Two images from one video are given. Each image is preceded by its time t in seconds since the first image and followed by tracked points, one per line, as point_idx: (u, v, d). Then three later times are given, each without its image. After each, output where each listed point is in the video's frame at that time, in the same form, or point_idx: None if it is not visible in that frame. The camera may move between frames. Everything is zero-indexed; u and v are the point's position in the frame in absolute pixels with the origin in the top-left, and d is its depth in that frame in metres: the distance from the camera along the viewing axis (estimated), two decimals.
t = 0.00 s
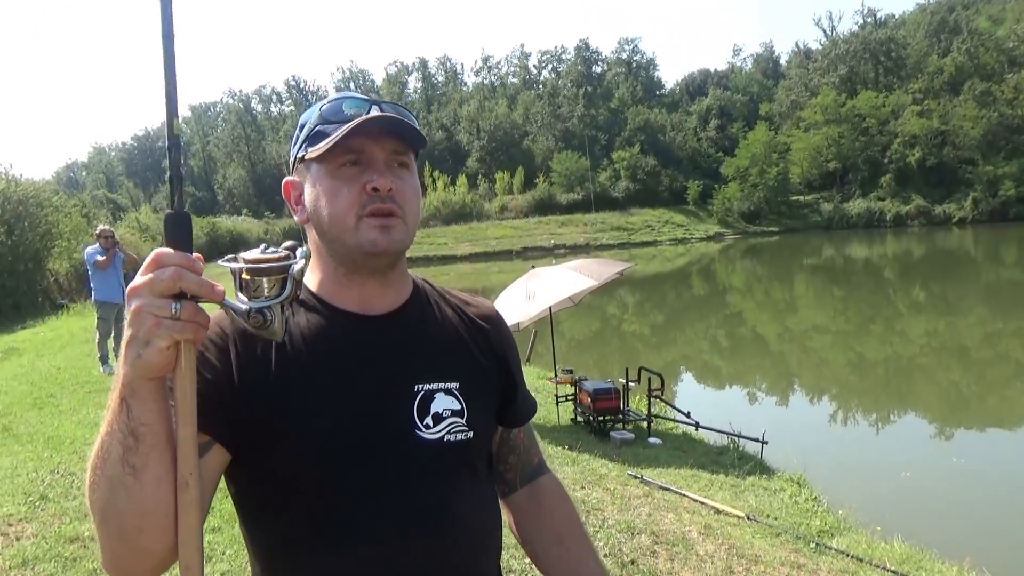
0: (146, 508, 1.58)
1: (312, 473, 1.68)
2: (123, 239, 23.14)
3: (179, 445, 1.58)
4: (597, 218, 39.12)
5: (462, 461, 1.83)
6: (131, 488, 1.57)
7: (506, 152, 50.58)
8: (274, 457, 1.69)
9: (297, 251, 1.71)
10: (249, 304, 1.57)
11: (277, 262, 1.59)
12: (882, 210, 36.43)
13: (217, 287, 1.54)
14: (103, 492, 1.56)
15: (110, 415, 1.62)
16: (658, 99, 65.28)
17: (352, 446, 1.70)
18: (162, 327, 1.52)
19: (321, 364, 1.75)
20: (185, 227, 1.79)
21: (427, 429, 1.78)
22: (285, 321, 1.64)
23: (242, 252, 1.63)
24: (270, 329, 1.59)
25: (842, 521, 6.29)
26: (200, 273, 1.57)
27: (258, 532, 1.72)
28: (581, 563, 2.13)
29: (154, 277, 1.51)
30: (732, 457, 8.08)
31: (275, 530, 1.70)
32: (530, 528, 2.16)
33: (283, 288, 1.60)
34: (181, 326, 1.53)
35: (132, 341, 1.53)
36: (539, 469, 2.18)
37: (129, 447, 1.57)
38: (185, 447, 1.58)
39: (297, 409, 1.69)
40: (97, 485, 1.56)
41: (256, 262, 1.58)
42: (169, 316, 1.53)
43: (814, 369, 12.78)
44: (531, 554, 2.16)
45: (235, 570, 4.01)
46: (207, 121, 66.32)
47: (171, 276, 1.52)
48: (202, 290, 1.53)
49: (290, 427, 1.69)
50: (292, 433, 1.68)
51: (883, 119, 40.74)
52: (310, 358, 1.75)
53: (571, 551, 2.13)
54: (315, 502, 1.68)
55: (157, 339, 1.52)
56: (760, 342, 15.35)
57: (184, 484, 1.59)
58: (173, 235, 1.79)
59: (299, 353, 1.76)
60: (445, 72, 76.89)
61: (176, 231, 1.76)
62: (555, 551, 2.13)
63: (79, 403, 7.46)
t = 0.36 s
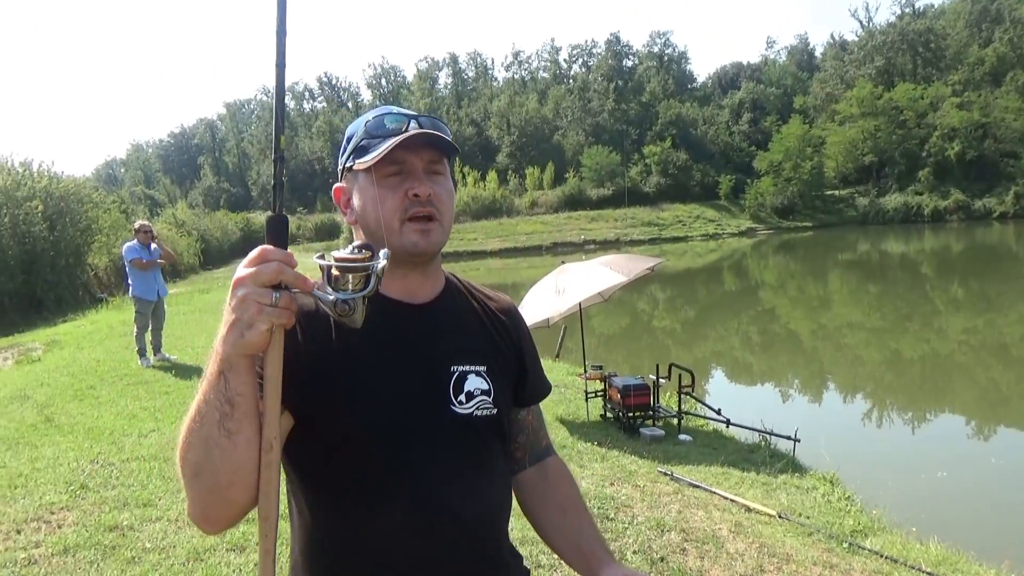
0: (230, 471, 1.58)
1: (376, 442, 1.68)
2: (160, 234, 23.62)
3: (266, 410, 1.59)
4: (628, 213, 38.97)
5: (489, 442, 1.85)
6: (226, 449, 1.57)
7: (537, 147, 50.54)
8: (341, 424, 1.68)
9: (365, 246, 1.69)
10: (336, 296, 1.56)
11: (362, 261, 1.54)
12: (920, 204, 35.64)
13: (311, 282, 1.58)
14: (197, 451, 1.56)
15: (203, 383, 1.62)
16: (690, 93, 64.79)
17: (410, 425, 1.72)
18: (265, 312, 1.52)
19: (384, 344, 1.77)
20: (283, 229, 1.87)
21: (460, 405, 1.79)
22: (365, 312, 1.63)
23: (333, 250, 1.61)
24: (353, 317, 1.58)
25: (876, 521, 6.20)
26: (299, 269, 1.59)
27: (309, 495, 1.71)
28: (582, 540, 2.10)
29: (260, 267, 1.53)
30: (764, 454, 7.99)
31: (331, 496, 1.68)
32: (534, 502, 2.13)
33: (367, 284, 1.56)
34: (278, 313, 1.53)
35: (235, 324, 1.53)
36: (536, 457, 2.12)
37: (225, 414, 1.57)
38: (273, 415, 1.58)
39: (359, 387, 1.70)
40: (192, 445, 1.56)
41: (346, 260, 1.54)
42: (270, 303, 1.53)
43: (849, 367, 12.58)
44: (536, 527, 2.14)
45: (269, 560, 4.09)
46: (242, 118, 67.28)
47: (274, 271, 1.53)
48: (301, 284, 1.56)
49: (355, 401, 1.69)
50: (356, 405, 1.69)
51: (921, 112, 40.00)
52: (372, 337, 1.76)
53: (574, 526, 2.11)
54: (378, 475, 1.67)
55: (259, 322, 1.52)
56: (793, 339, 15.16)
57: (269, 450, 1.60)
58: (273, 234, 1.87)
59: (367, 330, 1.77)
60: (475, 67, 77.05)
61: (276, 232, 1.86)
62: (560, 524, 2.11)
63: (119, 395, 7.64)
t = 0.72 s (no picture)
0: (241, 441, 1.56)
1: (389, 419, 1.67)
2: (173, 230, 23.75)
3: (282, 383, 1.56)
4: (639, 209, 38.85)
5: (492, 425, 1.87)
6: (240, 421, 1.55)
7: (548, 144, 50.47)
8: (358, 398, 1.65)
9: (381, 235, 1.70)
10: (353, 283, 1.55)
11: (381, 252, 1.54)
12: (935, 202, 35.29)
13: (329, 268, 1.56)
14: (215, 419, 1.54)
15: (223, 357, 1.60)
16: (703, 90, 64.52)
17: (423, 409, 1.71)
18: (286, 296, 1.51)
19: (397, 325, 1.76)
20: (307, 218, 1.84)
21: (468, 388, 1.80)
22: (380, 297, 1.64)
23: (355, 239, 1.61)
24: (368, 303, 1.58)
25: (885, 519, 6.17)
26: (320, 257, 1.59)
27: (321, 464, 1.68)
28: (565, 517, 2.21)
29: (284, 254, 1.52)
30: (773, 452, 7.97)
31: (343, 469, 1.65)
32: (519, 484, 2.22)
33: (383, 272, 1.56)
34: (300, 296, 1.52)
35: (259, 303, 1.51)
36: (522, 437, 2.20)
37: (243, 388, 1.55)
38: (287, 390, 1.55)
39: (376, 365, 1.68)
40: (210, 414, 1.54)
41: (365, 250, 1.55)
42: (292, 286, 1.51)
43: (861, 365, 12.51)
44: (521, 505, 2.23)
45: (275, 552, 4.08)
46: (254, 115, 67.56)
47: (296, 257, 1.53)
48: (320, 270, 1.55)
49: (371, 378, 1.67)
50: (372, 381, 1.67)
51: (936, 109, 39.68)
52: (388, 319, 1.75)
53: (560, 502, 2.22)
54: (393, 452, 1.66)
55: (280, 304, 1.51)
56: (805, 337, 15.08)
57: (282, 423, 1.57)
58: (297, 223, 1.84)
59: (386, 311, 1.76)
60: (487, 64, 77.01)
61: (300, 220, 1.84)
62: (548, 506, 2.21)
63: (130, 388, 7.70)
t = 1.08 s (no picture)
0: (230, 414, 1.53)
1: (382, 398, 1.66)
2: (167, 210, 23.64)
3: (272, 359, 1.53)
4: (635, 191, 38.76)
5: (484, 405, 1.86)
6: (229, 395, 1.52)
7: (544, 125, 50.22)
8: (350, 376, 1.63)
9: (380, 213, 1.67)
10: (349, 260, 1.52)
11: (380, 232, 1.51)
12: (931, 184, 35.24)
13: (328, 244, 1.53)
14: (203, 394, 1.51)
15: (214, 328, 1.56)
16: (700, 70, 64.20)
17: (417, 391, 1.69)
18: (281, 269, 1.48)
19: (393, 305, 1.74)
20: (305, 193, 1.80)
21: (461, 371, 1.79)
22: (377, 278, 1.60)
23: (353, 216, 1.58)
24: (362, 282, 1.54)
25: (877, 498, 6.21)
26: (317, 232, 1.56)
27: (311, 442, 1.66)
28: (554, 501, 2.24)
29: (282, 226, 1.49)
30: (766, 432, 8.00)
31: (333, 445, 1.64)
32: (506, 466, 2.21)
33: (381, 252, 1.53)
34: (294, 271, 1.48)
35: (252, 277, 1.48)
36: (512, 419, 2.20)
37: (233, 361, 1.51)
38: (277, 367, 1.52)
39: (371, 344, 1.66)
40: (199, 388, 1.51)
41: (362, 229, 1.52)
42: (287, 260, 1.48)
43: (856, 347, 12.55)
44: (509, 487, 2.23)
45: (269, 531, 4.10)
46: (248, 95, 67.09)
47: (294, 230, 1.50)
48: (317, 247, 1.51)
49: (366, 357, 1.65)
50: (365, 361, 1.65)
51: (934, 90, 39.55)
52: (382, 301, 1.72)
53: (549, 484, 2.24)
54: (384, 432, 1.64)
55: (275, 279, 1.48)
56: (800, 319, 15.12)
57: (272, 399, 1.54)
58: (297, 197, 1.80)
59: (382, 289, 1.74)
60: (483, 44, 76.47)
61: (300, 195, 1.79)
62: (537, 490, 2.23)
63: (125, 369, 7.69)
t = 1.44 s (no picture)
0: (226, 422, 1.52)
1: (378, 401, 1.64)
2: (164, 202, 23.61)
3: (267, 364, 1.51)
4: (633, 179, 38.67)
5: (482, 401, 1.87)
6: (224, 401, 1.51)
7: (542, 114, 50.07)
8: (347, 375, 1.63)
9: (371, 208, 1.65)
10: (344, 258, 1.51)
11: (374, 225, 1.48)
12: (930, 170, 35.19)
13: (321, 241, 1.51)
14: (196, 401, 1.50)
15: (205, 334, 1.55)
16: (698, 58, 63.98)
17: (413, 391, 1.69)
18: (274, 270, 1.46)
19: (390, 302, 1.73)
20: (298, 188, 1.78)
21: (458, 368, 1.80)
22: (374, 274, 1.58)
23: (347, 210, 1.56)
24: (360, 280, 1.52)
25: (873, 485, 6.23)
26: (309, 228, 1.53)
27: (308, 444, 1.66)
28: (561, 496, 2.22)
29: (273, 225, 1.46)
30: (764, 421, 8.02)
31: (329, 449, 1.64)
32: (509, 459, 2.21)
33: (377, 248, 1.50)
34: (287, 272, 1.46)
35: (243, 281, 1.46)
36: (515, 410, 2.19)
37: (226, 367, 1.50)
38: (273, 371, 1.51)
39: (368, 342, 1.66)
40: (191, 395, 1.49)
41: (356, 223, 1.49)
42: (280, 261, 1.46)
43: (854, 334, 12.58)
44: (513, 480, 2.22)
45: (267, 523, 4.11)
46: (245, 85, 66.83)
47: (286, 229, 1.47)
48: (311, 243, 1.49)
49: (363, 355, 1.65)
50: (362, 362, 1.64)
51: (932, 77, 39.46)
52: (377, 299, 1.71)
53: (554, 478, 2.22)
54: (381, 432, 1.65)
55: (269, 280, 1.46)
56: (799, 307, 15.13)
57: (267, 405, 1.53)
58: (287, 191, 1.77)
59: (377, 287, 1.73)
60: (480, 33, 76.16)
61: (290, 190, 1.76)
62: (543, 486, 2.21)
63: (123, 361, 7.69)
